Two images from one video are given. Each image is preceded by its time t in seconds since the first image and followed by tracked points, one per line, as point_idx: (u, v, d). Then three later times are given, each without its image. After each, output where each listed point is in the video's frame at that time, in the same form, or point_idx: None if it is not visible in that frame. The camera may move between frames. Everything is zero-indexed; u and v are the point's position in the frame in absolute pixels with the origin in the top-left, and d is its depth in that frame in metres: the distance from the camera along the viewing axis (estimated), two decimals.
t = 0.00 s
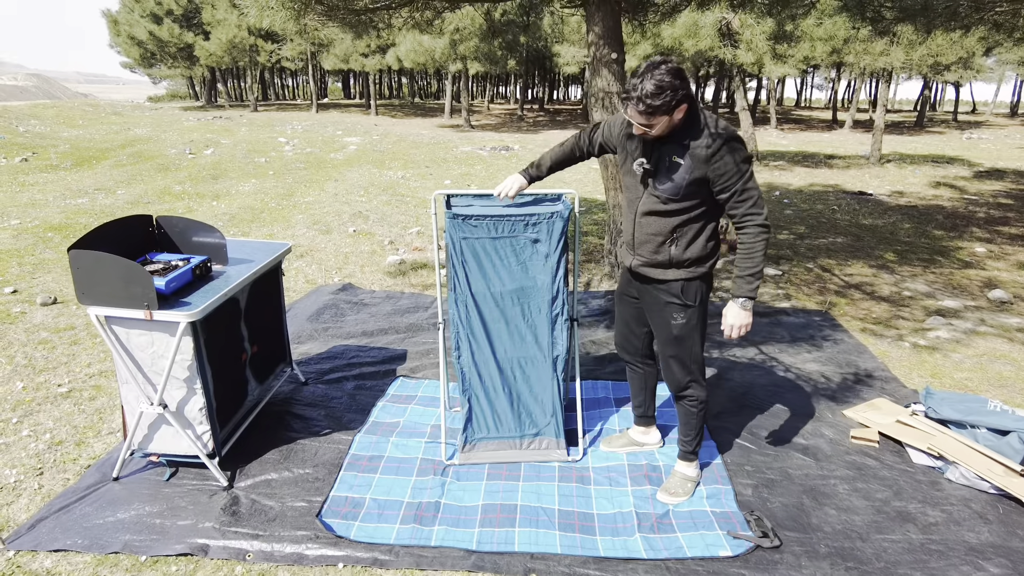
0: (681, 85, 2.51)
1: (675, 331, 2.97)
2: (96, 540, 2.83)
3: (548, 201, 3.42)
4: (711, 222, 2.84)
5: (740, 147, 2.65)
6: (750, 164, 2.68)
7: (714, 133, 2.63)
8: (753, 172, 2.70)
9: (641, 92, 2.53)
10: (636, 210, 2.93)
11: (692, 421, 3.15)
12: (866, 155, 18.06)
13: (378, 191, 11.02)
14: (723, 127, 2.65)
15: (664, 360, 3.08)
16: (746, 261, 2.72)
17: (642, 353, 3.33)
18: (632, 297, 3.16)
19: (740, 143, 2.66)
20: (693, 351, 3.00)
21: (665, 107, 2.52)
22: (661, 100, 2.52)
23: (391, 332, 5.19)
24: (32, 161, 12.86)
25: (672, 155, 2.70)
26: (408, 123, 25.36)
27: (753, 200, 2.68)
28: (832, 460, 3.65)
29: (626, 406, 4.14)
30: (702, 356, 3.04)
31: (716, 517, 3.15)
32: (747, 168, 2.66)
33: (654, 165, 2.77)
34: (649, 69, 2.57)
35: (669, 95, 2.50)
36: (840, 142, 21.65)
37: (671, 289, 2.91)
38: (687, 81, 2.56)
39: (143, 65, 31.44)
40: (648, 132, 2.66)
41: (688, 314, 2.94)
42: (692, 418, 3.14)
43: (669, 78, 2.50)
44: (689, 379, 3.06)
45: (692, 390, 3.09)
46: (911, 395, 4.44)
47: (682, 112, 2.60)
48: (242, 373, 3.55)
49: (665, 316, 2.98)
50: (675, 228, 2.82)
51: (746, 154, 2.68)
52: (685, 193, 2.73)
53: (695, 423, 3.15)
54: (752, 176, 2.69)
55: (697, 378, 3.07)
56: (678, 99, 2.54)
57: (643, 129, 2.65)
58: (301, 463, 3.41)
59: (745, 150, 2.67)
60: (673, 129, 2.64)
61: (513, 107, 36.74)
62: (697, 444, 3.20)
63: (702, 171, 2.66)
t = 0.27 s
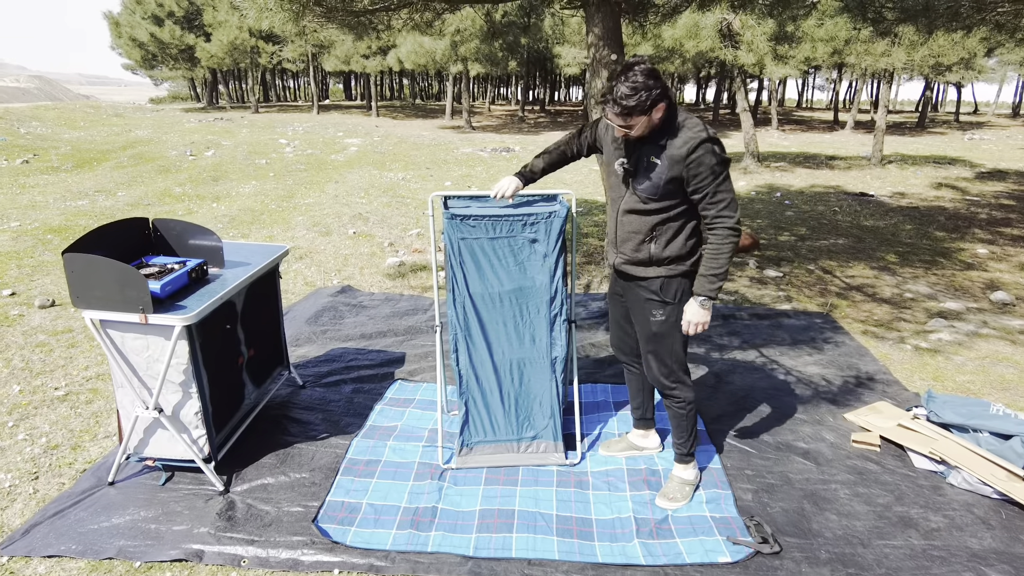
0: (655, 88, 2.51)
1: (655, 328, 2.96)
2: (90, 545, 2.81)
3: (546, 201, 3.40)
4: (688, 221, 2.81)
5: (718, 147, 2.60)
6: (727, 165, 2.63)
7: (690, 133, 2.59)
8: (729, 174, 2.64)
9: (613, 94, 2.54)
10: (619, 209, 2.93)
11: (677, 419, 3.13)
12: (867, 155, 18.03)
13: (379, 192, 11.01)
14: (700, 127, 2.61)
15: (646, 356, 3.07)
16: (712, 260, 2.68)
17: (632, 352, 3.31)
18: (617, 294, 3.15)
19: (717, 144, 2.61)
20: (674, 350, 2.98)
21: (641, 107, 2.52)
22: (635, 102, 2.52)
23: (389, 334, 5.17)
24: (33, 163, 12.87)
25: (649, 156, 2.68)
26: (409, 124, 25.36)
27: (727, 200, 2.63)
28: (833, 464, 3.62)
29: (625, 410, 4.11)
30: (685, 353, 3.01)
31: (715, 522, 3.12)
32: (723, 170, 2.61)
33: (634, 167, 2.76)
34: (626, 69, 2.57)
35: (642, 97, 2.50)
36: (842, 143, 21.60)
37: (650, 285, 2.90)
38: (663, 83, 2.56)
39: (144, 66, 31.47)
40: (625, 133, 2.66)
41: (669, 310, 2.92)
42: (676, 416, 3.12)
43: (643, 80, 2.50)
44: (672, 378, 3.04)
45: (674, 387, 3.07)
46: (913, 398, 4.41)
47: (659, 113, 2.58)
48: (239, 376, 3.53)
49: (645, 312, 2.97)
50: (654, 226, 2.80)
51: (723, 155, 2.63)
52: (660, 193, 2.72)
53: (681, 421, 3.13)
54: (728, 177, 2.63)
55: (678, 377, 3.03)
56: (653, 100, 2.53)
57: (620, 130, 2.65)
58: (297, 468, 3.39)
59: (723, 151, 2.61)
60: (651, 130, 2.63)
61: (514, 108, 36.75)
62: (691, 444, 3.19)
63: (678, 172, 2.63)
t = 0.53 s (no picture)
0: (649, 87, 2.50)
1: (637, 325, 2.95)
2: (87, 547, 2.80)
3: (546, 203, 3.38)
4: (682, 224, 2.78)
5: (713, 150, 2.56)
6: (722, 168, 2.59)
7: (684, 135, 2.57)
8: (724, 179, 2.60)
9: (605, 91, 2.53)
10: (615, 209, 2.92)
11: (656, 423, 3.08)
12: (869, 155, 17.99)
13: (379, 193, 11.00)
14: (695, 128, 2.58)
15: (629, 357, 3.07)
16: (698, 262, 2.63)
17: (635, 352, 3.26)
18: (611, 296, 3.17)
19: (713, 146, 2.57)
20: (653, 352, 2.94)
21: (634, 105, 2.51)
22: (628, 101, 2.51)
23: (389, 335, 5.16)
24: (35, 164, 12.88)
25: (645, 156, 2.67)
26: (411, 125, 25.36)
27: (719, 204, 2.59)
28: (834, 466, 3.60)
29: (625, 411, 4.09)
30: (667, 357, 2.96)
31: (715, 524, 3.10)
32: (718, 173, 2.56)
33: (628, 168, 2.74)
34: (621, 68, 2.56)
35: (636, 96, 2.49)
36: (844, 143, 21.55)
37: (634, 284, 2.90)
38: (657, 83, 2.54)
39: (146, 67, 31.48)
40: (620, 131, 2.65)
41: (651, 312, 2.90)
42: (654, 420, 3.06)
43: (637, 79, 2.50)
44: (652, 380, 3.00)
45: (654, 391, 3.02)
46: (915, 399, 4.38)
47: (653, 113, 2.56)
48: (237, 377, 3.53)
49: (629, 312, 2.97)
50: (650, 227, 2.79)
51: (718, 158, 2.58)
52: (654, 194, 2.70)
53: (659, 426, 3.06)
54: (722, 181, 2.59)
55: (656, 381, 3.00)
56: (647, 99, 2.52)
57: (614, 129, 2.64)
58: (295, 470, 3.38)
59: (717, 154, 2.57)
60: (645, 129, 2.62)
61: (515, 109, 36.73)
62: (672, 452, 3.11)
63: (672, 173, 2.61)
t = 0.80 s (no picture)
0: (631, 96, 2.44)
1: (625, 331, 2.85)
2: (88, 547, 2.80)
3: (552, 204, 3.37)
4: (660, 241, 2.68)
5: (690, 173, 2.42)
6: (696, 193, 2.43)
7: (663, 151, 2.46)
8: (696, 205, 2.44)
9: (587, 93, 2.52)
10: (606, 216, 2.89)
11: (638, 439, 2.93)
12: (872, 155, 17.97)
13: (381, 193, 11.01)
14: (678, 146, 2.45)
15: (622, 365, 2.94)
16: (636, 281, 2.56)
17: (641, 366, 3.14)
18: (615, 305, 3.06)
19: (692, 169, 2.42)
20: (643, 363, 2.80)
21: (615, 110, 2.47)
22: (608, 106, 2.48)
23: (390, 335, 5.15)
24: (38, 164, 12.91)
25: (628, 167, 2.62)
26: (413, 125, 25.35)
27: (681, 231, 2.46)
28: (836, 466, 3.59)
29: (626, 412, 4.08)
30: (658, 373, 2.81)
31: (717, 524, 3.10)
32: (690, 198, 2.42)
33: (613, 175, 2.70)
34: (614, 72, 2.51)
35: (615, 103, 2.45)
36: (846, 143, 21.51)
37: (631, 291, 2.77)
38: (644, 93, 2.46)
39: (148, 68, 31.53)
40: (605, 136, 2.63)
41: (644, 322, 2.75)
42: (637, 435, 2.91)
43: (620, 86, 2.44)
44: (640, 392, 2.86)
45: (640, 404, 2.88)
46: (917, 400, 4.37)
47: (636, 122, 2.50)
48: (239, 378, 3.53)
49: (623, 320, 2.83)
50: (636, 240, 2.76)
51: (695, 183, 2.43)
52: (630, 206, 2.66)
53: (640, 442, 2.92)
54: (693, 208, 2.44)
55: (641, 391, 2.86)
56: (629, 108, 2.46)
57: (598, 131, 2.62)
58: (297, 469, 3.38)
59: (693, 179, 2.42)
60: (629, 137, 2.56)
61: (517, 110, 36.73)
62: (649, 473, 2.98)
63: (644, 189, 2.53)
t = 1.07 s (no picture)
0: (588, 118, 2.35)
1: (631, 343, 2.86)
2: (90, 548, 2.80)
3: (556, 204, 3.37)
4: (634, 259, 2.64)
5: (632, 202, 2.31)
6: (634, 223, 2.34)
7: (617, 177, 2.37)
8: (631, 233, 2.35)
9: (551, 108, 2.46)
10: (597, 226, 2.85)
11: (643, 448, 2.92)
12: (874, 155, 17.94)
13: (383, 194, 11.01)
14: (631, 172, 2.34)
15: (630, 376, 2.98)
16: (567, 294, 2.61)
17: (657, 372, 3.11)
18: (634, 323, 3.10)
19: (634, 197, 2.31)
20: (643, 376, 2.82)
21: (575, 131, 2.40)
22: (568, 126, 2.41)
23: (392, 336, 5.15)
24: (40, 165, 12.94)
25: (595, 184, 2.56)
26: (415, 126, 25.36)
27: (611, 257, 2.41)
28: (840, 467, 3.58)
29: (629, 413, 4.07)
30: (659, 386, 2.80)
31: (720, 526, 3.08)
32: (625, 227, 2.34)
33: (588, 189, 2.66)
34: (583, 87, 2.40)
35: (574, 125, 2.38)
36: (848, 144, 21.49)
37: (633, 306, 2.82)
38: (604, 115, 2.34)
39: (150, 69, 31.58)
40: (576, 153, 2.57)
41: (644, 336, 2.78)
42: (641, 444, 2.91)
43: (578, 107, 2.35)
44: (641, 403, 2.87)
45: (642, 415, 2.89)
46: (921, 401, 4.35)
47: (600, 143, 2.41)
48: (241, 378, 3.52)
49: (629, 331, 2.86)
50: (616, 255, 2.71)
51: (637, 212, 2.32)
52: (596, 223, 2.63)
53: (645, 450, 2.91)
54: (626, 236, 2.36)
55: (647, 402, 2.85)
56: (588, 130, 2.38)
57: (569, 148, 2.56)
58: (299, 470, 3.38)
59: (633, 207, 2.31)
60: (598, 156, 2.48)
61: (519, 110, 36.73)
62: (655, 480, 2.95)
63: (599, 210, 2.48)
